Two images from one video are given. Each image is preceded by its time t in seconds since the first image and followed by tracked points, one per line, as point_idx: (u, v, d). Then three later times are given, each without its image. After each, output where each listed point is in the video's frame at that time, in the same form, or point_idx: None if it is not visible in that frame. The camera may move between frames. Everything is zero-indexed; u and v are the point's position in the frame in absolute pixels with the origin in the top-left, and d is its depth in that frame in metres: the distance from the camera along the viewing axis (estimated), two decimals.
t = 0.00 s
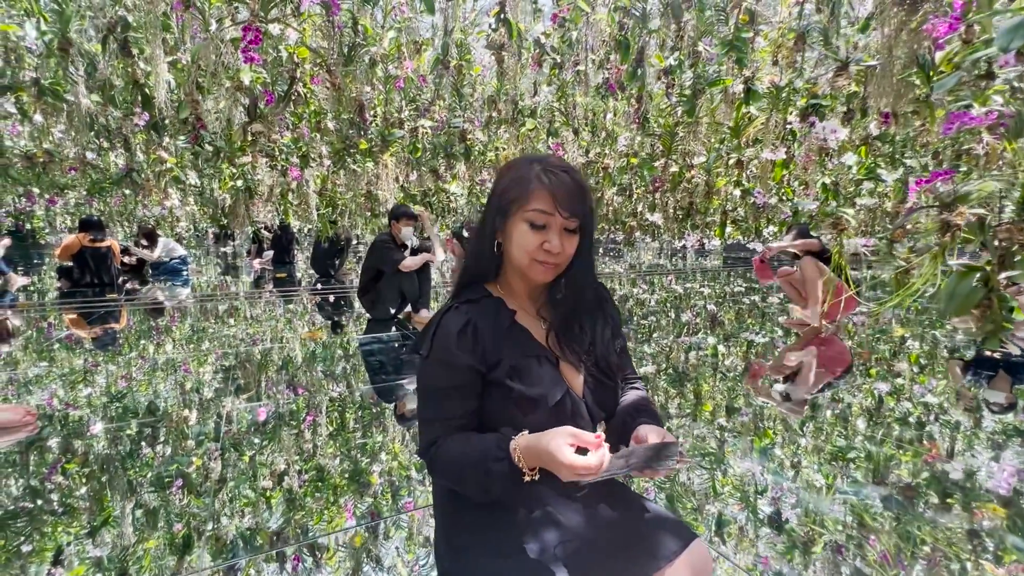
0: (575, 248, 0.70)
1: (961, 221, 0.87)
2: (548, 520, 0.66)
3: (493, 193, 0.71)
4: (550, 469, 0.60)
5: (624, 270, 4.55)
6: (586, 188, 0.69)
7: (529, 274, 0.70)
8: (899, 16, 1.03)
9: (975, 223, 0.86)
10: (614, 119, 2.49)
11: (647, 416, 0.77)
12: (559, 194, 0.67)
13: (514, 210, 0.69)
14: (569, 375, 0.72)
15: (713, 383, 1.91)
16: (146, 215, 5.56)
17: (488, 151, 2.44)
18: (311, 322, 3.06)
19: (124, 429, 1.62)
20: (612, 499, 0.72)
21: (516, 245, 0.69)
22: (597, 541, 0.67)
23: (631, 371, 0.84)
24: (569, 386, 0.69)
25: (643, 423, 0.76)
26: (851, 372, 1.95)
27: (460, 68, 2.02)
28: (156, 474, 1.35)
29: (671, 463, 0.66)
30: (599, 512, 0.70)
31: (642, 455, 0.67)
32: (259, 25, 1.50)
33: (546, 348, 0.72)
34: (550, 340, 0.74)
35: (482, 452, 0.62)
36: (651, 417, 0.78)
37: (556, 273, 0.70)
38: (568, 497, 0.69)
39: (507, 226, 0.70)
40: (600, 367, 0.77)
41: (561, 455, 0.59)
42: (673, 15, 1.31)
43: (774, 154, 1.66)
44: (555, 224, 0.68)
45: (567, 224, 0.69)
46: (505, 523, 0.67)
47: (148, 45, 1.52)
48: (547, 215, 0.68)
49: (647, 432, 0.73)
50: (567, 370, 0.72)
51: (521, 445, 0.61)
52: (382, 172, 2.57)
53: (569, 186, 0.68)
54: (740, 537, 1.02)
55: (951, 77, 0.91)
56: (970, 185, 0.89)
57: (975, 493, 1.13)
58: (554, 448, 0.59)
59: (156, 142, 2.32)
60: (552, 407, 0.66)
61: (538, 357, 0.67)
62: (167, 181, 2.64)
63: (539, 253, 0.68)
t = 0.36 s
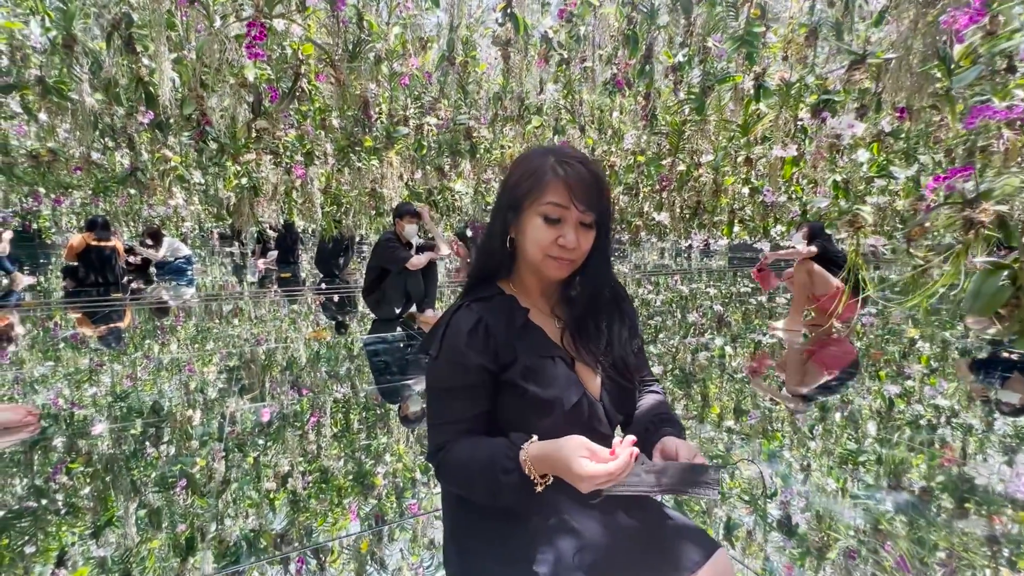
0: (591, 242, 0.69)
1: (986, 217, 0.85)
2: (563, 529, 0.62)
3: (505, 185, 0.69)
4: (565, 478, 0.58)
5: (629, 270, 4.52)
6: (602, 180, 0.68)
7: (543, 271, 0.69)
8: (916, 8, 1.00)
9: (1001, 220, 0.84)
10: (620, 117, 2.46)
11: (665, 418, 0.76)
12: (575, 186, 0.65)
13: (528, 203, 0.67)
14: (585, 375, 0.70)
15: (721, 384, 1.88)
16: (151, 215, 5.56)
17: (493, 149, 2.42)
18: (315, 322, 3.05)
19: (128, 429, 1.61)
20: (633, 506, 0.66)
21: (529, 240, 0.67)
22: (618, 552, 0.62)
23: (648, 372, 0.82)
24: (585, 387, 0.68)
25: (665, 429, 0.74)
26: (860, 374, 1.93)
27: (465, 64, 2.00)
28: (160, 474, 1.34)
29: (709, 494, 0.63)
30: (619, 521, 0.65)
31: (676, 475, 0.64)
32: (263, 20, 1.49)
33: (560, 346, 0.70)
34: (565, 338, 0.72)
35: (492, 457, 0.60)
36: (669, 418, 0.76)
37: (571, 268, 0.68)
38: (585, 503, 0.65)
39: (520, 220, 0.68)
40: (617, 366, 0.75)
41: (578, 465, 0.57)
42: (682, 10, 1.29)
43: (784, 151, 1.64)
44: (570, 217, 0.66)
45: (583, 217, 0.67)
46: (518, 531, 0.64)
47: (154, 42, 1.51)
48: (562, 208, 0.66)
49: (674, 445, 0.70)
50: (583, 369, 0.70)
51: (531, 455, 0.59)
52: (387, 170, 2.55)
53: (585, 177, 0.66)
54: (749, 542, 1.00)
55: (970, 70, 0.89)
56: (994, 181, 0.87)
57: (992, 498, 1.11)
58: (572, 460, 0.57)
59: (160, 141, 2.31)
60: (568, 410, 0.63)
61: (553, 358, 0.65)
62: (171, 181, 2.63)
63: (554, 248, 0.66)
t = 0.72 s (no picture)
0: (606, 235, 0.67)
1: (1011, 212, 0.84)
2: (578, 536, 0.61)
3: (517, 176, 0.67)
4: (578, 479, 0.57)
5: (636, 270, 4.49)
6: (617, 170, 0.66)
7: (555, 264, 0.67)
8: None
9: None
10: (628, 114, 2.44)
11: (682, 420, 0.74)
12: (589, 176, 0.64)
13: (540, 195, 0.65)
14: (599, 375, 0.68)
15: (730, 385, 1.86)
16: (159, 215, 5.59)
17: (500, 146, 2.41)
18: (321, 321, 3.05)
19: (135, 428, 1.60)
20: (650, 514, 0.64)
21: (542, 232, 0.66)
22: (635, 562, 0.61)
23: (664, 372, 0.80)
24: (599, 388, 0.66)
25: (684, 433, 0.72)
26: (872, 375, 1.90)
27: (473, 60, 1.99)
28: (166, 473, 1.33)
29: (729, 501, 0.60)
30: (636, 529, 0.63)
31: (697, 480, 0.62)
32: (269, 15, 1.49)
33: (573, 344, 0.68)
34: (579, 336, 0.70)
35: (502, 460, 0.58)
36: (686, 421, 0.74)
37: (585, 262, 0.66)
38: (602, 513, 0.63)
39: (532, 212, 0.67)
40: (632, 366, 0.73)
41: (592, 465, 0.56)
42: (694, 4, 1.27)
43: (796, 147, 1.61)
44: (584, 208, 0.65)
45: (598, 209, 0.65)
46: (528, 536, 0.63)
47: (160, 39, 1.50)
48: (576, 199, 0.64)
49: (694, 449, 0.68)
50: (597, 368, 0.68)
51: (543, 457, 0.58)
52: (393, 168, 2.55)
53: (600, 167, 0.65)
54: (759, 546, 0.97)
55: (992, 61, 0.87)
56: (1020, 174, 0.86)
57: (1011, 503, 1.08)
58: (586, 458, 0.56)
59: (168, 139, 2.31)
60: (581, 412, 0.61)
61: (566, 358, 0.63)
62: (178, 179, 2.63)
63: (567, 241, 0.65)
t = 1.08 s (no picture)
0: (615, 210, 0.65)
1: None
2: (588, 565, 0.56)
3: (522, 159, 0.67)
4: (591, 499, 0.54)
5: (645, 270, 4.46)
6: (622, 143, 0.65)
7: (564, 246, 0.65)
8: None
9: None
10: (637, 111, 2.42)
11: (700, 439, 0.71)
12: (593, 149, 0.62)
13: (545, 173, 0.64)
14: (612, 364, 0.66)
15: (741, 386, 1.84)
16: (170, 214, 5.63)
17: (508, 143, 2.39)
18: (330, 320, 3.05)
19: (144, 425, 1.61)
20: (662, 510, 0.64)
21: (548, 211, 0.64)
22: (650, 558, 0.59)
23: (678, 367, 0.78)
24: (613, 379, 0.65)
25: (702, 457, 0.69)
26: (886, 377, 1.86)
27: (481, 56, 1.98)
28: (175, 469, 1.34)
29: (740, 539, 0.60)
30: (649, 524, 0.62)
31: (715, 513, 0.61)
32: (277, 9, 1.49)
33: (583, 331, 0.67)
34: (592, 325, 0.71)
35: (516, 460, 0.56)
36: (707, 442, 0.71)
37: (593, 238, 0.65)
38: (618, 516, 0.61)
39: (537, 193, 0.66)
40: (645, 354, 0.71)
41: (611, 488, 0.53)
42: None
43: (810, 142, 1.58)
44: (590, 182, 0.63)
45: (603, 182, 0.64)
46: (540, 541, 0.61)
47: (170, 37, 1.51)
48: (581, 172, 0.63)
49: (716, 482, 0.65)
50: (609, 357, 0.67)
51: (561, 470, 0.56)
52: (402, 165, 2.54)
53: (604, 140, 0.64)
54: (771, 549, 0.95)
55: (1013, 49, 0.85)
56: None
57: None
58: (604, 482, 0.54)
59: (178, 137, 2.32)
60: (593, 402, 0.60)
61: (577, 347, 0.62)
62: (188, 177, 2.65)
63: (574, 216, 0.63)
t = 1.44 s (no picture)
0: (616, 196, 0.65)
1: None
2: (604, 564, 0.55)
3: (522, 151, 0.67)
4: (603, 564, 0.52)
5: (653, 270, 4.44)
6: (622, 129, 0.64)
7: (567, 234, 0.65)
8: None
9: None
10: (645, 110, 2.42)
11: (702, 453, 0.69)
12: (592, 135, 0.62)
13: (545, 162, 0.64)
14: (618, 355, 0.66)
15: (749, 387, 1.82)
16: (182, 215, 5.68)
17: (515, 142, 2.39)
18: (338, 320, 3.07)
19: (155, 422, 1.62)
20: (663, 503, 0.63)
21: (550, 200, 0.64)
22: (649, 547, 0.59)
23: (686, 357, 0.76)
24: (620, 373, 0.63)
25: (701, 476, 0.68)
26: (898, 379, 1.84)
27: (488, 54, 1.98)
28: (185, 466, 1.35)
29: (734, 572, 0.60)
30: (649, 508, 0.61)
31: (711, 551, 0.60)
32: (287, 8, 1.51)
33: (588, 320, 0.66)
34: (597, 315, 0.70)
35: (528, 482, 0.56)
36: (711, 459, 0.69)
37: (595, 225, 0.64)
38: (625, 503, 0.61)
39: (538, 183, 0.66)
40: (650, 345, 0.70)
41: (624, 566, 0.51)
42: None
43: (820, 139, 1.57)
44: (590, 169, 0.63)
45: (604, 169, 0.64)
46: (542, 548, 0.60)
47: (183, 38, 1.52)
48: (581, 158, 0.63)
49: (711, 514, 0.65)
50: (615, 348, 0.66)
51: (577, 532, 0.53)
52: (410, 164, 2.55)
53: (604, 127, 0.64)
54: (781, 552, 0.94)
55: None
56: None
57: None
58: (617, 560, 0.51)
59: (190, 137, 2.34)
60: (599, 391, 0.60)
61: (582, 336, 0.62)
62: (198, 177, 2.67)
63: (574, 203, 0.63)
